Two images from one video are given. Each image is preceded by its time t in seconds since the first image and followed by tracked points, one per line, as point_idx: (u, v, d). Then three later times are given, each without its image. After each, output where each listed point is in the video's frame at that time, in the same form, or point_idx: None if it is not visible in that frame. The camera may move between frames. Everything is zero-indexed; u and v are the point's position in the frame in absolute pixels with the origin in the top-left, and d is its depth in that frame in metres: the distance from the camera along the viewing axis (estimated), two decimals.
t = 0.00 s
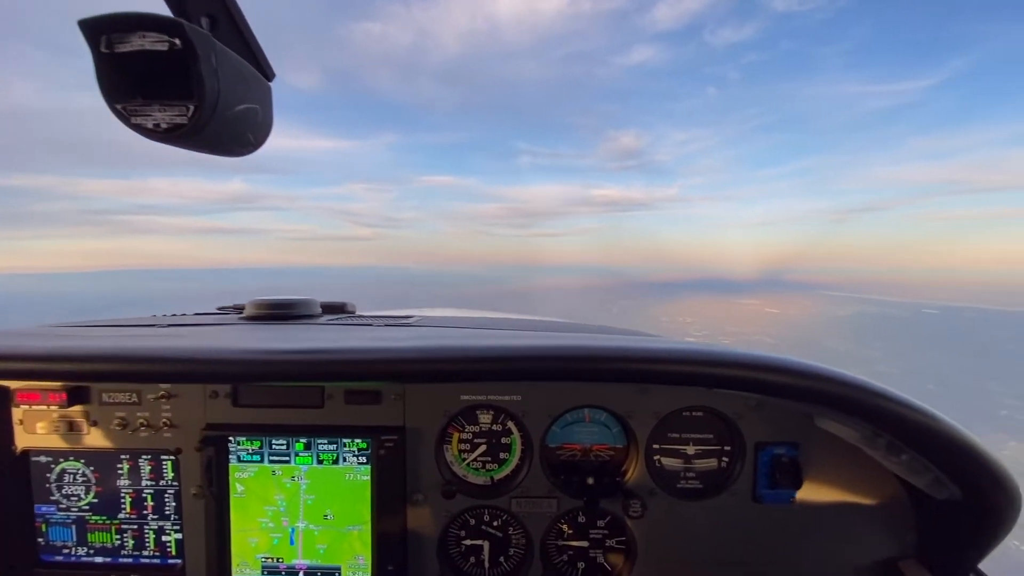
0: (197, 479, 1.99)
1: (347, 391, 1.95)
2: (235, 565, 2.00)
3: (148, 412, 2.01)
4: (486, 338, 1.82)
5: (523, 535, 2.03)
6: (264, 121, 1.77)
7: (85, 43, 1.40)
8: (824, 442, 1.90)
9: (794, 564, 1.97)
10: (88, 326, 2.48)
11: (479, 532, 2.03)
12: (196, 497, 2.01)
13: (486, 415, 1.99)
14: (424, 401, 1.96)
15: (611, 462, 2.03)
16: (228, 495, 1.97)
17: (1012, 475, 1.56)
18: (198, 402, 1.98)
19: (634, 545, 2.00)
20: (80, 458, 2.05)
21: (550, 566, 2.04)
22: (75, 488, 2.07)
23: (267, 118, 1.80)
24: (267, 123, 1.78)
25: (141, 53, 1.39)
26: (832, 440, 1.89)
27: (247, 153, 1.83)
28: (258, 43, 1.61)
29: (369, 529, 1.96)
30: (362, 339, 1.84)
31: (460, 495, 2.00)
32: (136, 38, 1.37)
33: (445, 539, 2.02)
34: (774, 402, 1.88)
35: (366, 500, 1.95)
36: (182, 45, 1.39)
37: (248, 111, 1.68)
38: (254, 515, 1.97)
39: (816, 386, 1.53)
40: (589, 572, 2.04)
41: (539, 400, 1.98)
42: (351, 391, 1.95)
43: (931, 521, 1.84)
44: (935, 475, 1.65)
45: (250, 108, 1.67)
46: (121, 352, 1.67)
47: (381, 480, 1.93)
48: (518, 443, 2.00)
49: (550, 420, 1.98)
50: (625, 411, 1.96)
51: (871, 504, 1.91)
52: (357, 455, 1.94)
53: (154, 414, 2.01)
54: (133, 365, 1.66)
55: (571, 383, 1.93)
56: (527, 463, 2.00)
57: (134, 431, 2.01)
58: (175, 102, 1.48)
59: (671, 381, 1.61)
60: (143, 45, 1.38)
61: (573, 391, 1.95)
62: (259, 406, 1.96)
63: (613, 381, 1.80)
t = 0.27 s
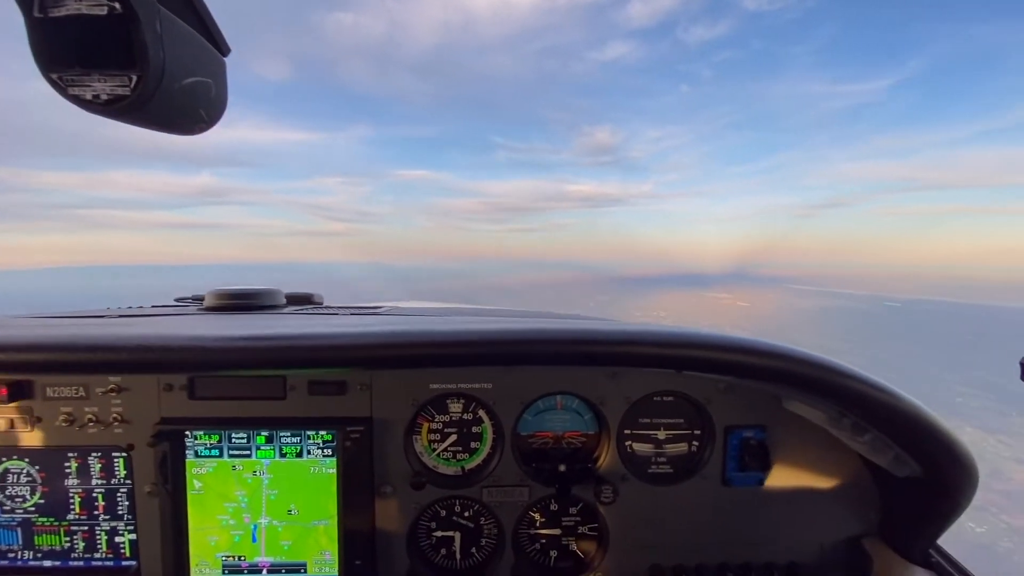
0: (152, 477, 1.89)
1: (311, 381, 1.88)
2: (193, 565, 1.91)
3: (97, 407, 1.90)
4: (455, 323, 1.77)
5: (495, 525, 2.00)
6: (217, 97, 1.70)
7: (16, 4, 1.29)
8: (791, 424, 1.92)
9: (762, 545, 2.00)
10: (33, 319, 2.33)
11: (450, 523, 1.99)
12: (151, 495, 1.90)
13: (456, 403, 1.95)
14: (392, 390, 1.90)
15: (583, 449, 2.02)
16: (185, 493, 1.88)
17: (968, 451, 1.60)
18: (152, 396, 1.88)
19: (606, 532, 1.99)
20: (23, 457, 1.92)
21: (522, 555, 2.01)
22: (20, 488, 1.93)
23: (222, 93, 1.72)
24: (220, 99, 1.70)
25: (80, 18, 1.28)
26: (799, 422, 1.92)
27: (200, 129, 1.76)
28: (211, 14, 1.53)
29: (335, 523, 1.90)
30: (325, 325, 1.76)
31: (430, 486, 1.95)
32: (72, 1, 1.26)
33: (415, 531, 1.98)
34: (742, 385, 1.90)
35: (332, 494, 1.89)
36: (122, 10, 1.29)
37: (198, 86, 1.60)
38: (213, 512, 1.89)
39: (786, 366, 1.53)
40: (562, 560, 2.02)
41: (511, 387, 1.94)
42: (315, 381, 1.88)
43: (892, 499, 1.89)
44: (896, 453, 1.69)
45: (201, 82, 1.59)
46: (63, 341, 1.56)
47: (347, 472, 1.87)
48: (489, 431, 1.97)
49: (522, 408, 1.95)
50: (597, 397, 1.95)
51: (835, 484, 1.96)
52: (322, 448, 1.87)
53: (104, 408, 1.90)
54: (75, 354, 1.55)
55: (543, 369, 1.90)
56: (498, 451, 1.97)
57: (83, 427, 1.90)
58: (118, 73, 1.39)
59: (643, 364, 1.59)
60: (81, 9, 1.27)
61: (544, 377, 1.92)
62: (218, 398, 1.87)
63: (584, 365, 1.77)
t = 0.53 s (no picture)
0: (108, 474, 1.82)
1: (275, 374, 1.84)
2: (154, 564, 1.85)
3: (49, 403, 1.82)
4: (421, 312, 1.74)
5: (465, 515, 1.99)
6: (170, 79, 1.63)
7: None
8: (755, 410, 1.96)
9: (727, 527, 2.05)
10: None
11: (419, 514, 1.97)
12: (108, 494, 1.84)
13: (425, 394, 1.93)
14: (358, 382, 1.87)
15: (552, 438, 2.03)
16: (144, 490, 1.82)
17: (920, 431, 1.66)
18: (107, 390, 1.82)
19: (576, 519, 2.01)
20: None
21: (492, 544, 2.01)
22: None
23: (176, 75, 1.65)
24: (175, 82, 1.63)
25: None
26: (762, 407, 1.96)
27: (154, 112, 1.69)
28: None
29: (301, 518, 1.86)
30: (288, 315, 1.72)
31: (399, 478, 1.93)
32: None
33: (384, 524, 1.96)
34: (708, 372, 1.93)
35: (298, 488, 1.85)
36: None
37: (150, 66, 1.54)
38: (174, 509, 1.83)
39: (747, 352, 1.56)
40: (532, 548, 2.04)
41: (480, 377, 1.93)
42: (279, 374, 1.84)
43: (849, 480, 1.95)
44: (853, 435, 1.74)
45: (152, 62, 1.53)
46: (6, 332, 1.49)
47: (313, 466, 1.84)
48: (459, 422, 1.96)
49: (491, 398, 1.94)
50: (566, 385, 1.96)
51: (797, 467, 2.01)
52: (287, 441, 1.83)
53: (56, 404, 1.82)
54: (19, 346, 1.48)
55: (512, 358, 1.90)
56: (468, 441, 1.96)
57: (33, 424, 1.82)
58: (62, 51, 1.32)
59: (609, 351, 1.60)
60: None
61: (513, 366, 1.92)
62: (177, 393, 1.81)
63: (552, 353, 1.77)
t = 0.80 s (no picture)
0: (66, 468, 1.76)
1: (239, 362, 1.80)
2: (115, 559, 1.81)
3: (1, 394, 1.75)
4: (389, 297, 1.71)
5: (437, 504, 1.98)
6: (122, 58, 1.51)
7: None
8: (724, 394, 1.98)
9: (698, 511, 2.07)
10: None
11: (390, 504, 1.95)
12: (65, 488, 1.77)
13: (395, 382, 1.90)
14: (326, 370, 1.84)
15: (524, 425, 2.02)
16: (103, 483, 1.76)
17: (882, 413, 1.69)
18: (63, 381, 1.75)
19: (548, 506, 2.01)
20: None
21: (464, 532, 2.00)
22: None
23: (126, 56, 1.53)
24: (125, 61, 1.52)
25: None
26: (731, 392, 1.98)
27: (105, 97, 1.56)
28: None
29: (268, 509, 1.83)
30: (250, 301, 1.68)
31: (368, 467, 1.90)
32: None
33: (355, 514, 1.93)
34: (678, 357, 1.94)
35: (264, 479, 1.82)
36: None
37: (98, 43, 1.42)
38: (135, 503, 1.78)
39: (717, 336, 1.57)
40: (505, 535, 2.03)
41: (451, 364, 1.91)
42: (243, 362, 1.79)
43: (816, 462, 1.99)
44: (818, 417, 1.77)
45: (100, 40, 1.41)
46: None
47: (280, 456, 1.81)
48: (429, 410, 1.94)
49: (462, 385, 1.93)
50: (537, 371, 1.95)
51: (765, 451, 2.04)
52: (252, 431, 1.79)
53: (9, 395, 1.75)
54: None
55: (483, 342, 1.88)
56: (439, 430, 1.94)
57: None
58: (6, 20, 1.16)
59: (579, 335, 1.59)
60: None
61: (485, 351, 1.90)
62: (136, 383, 1.76)
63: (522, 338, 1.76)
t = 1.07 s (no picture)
0: (45, 455, 1.74)
1: (221, 348, 1.79)
2: (97, 545, 1.80)
3: None
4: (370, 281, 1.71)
5: (421, 489, 1.99)
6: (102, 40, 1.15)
7: None
8: (704, 378, 2.02)
9: (679, 493, 2.11)
10: None
11: (374, 489, 1.96)
12: (45, 476, 1.76)
13: (378, 368, 1.91)
14: (308, 355, 1.84)
15: (508, 410, 2.04)
16: (84, 470, 1.75)
17: (856, 394, 1.74)
18: (41, 367, 1.73)
19: (531, 489, 2.03)
20: None
21: (449, 517, 2.02)
22: None
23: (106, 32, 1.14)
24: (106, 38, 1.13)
25: None
26: (711, 375, 2.01)
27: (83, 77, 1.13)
28: None
29: (251, 495, 1.83)
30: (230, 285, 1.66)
31: (352, 453, 1.91)
32: None
33: (339, 499, 1.94)
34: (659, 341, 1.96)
35: (247, 465, 1.82)
36: None
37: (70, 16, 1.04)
38: (116, 489, 1.78)
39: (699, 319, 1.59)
40: (489, 519, 2.05)
41: (434, 349, 1.92)
42: (224, 348, 1.79)
43: (793, 444, 2.03)
44: (795, 399, 1.81)
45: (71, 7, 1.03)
46: None
47: (262, 441, 1.81)
48: (413, 396, 1.94)
49: (445, 369, 1.94)
50: (520, 356, 1.97)
51: (744, 434, 2.08)
52: (234, 417, 1.79)
53: None
54: None
55: (466, 327, 1.89)
56: (423, 415, 1.95)
57: None
58: None
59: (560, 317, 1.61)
60: None
61: (468, 335, 1.91)
62: (116, 369, 1.75)
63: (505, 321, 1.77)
